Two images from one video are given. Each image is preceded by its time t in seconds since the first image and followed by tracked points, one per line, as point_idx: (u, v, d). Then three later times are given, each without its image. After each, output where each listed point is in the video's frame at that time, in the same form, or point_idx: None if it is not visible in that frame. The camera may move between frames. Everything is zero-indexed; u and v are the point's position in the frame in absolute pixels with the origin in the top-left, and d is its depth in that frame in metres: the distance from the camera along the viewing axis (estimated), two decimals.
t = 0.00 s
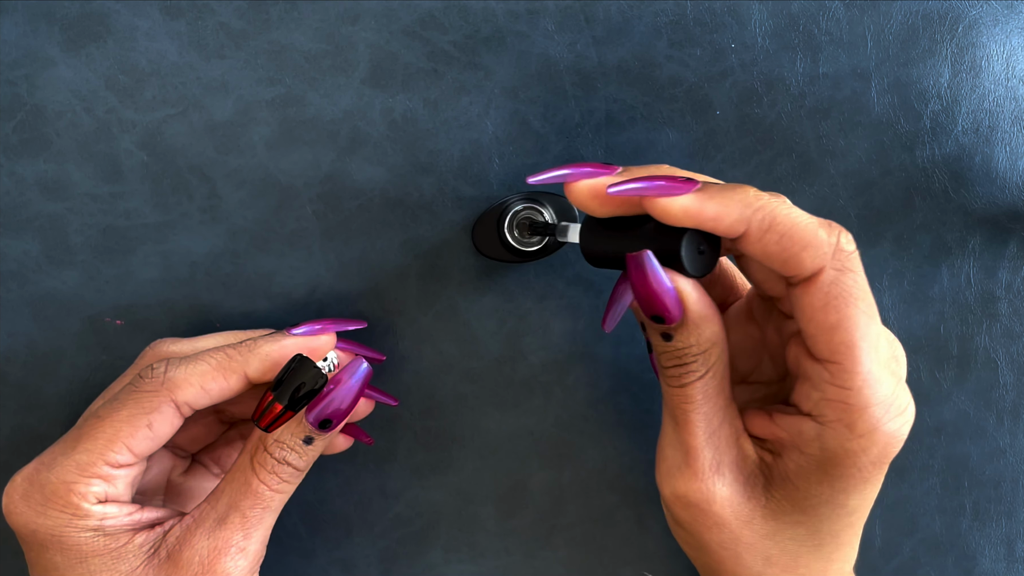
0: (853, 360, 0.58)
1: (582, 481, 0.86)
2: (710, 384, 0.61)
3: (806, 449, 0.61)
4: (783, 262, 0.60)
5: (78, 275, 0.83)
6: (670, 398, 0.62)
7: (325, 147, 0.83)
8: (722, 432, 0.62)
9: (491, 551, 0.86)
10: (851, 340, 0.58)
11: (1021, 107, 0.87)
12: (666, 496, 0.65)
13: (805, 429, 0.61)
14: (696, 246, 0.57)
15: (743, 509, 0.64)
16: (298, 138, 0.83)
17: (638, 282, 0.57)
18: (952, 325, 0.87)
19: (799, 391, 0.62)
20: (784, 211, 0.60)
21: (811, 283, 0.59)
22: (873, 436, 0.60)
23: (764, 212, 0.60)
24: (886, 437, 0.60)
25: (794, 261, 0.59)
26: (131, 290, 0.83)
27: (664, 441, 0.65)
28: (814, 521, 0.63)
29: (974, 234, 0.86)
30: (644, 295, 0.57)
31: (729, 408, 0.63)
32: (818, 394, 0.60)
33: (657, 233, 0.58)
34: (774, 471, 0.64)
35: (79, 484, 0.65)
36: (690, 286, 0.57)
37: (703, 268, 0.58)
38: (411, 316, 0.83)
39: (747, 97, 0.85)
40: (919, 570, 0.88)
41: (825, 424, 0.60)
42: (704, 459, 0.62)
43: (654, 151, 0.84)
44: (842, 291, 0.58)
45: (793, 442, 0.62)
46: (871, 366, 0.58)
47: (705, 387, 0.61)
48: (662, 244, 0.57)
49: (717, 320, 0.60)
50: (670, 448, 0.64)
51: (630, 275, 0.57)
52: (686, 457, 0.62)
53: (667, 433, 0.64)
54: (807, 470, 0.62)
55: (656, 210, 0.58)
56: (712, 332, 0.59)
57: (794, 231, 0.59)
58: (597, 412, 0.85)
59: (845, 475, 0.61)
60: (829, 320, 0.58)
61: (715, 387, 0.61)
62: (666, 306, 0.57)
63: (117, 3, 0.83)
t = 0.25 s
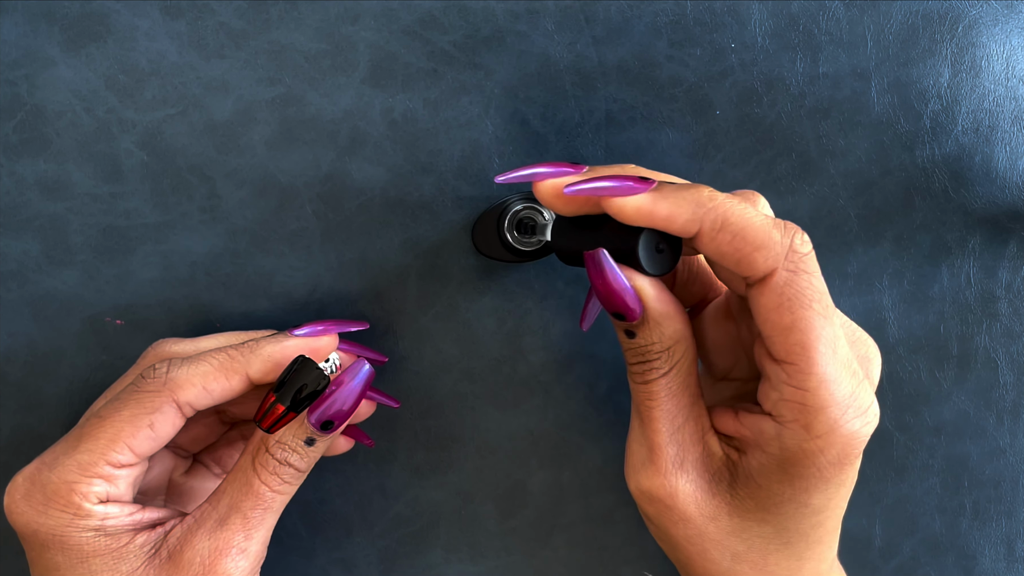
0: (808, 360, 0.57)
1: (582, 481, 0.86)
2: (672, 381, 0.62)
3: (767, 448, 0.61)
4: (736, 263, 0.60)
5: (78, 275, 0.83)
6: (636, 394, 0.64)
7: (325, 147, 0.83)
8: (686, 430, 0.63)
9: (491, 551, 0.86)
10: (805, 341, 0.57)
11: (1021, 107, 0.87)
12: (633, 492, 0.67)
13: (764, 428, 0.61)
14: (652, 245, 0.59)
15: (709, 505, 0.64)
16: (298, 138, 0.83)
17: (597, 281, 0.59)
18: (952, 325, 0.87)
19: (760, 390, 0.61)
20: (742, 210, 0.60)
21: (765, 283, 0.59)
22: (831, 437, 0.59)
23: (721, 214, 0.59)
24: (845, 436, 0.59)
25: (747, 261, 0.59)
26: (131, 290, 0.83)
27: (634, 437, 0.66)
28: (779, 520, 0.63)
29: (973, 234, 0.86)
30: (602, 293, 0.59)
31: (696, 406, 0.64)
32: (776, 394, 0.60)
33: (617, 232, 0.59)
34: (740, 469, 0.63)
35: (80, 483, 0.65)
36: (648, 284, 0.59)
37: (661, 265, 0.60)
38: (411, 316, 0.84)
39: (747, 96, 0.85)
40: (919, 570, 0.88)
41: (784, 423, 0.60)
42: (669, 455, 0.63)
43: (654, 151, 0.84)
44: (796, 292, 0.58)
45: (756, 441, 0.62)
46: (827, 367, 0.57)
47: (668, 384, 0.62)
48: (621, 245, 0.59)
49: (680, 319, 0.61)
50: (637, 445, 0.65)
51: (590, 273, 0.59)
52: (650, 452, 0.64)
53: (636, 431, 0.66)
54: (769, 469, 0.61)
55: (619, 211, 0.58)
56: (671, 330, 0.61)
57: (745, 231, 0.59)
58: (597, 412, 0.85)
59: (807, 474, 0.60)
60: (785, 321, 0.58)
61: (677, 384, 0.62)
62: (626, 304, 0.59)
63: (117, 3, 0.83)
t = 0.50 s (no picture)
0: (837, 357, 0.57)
1: (582, 481, 0.86)
2: (697, 379, 0.62)
3: (793, 445, 0.61)
4: (766, 258, 0.59)
5: (78, 275, 0.83)
6: (659, 391, 0.63)
7: (325, 147, 0.83)
8: (710, 427, 0.63)
9: (491, 551, 0.86)
10: (838, 338, 0.56)
11: (1021, 107, 0.87)
12: (655, 491, 0.66)
13: (790, 426, 0.61)
14: (683, 239, 0.57)
15: (730, 502, 0.64)
16: (298, 138, 0.83)
17: (627, 277, 0.57)
18: (952, 325, 0.87)
19: (788, 387, 0.61)
20: (775, 205, 0.59)
21: (795, 279, 0.58)
22: (858, 435, 0.59)
23: (752, 209, 0.59)
24: (872, 434, 0.59)
25: (777, 257, 0.58)
26: (131, 290, 0.83)
27: (654, 434, 0.66)
28: (802, 518, 0.63)
29: (974, 234, 0.86)
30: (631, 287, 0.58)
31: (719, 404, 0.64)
32: (803, 392, 0.59)
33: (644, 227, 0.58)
34: (761, 466, 0.63)
35: (78, 483, 0.65)
36: (676, 280, 0.58)
37: (692, 261, 0.59)
38: (411, 316, 0.84)
39: (747, 96, 0.85)
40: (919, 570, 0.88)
41: (810, 420, 0.59)
42: (691, 453, 0.63)
43: (654, 151, 0.84)
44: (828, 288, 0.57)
45: (780, 439, 0.62)
46: (857, 365, 0.57)
47: (693, 381, 0.62)
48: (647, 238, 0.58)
49: (706, 315, 0.61)
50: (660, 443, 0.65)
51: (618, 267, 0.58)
52: (674, 450, 0.63)
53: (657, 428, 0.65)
54: (794, 466, 0.61)
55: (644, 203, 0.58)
56: (699, 327, 0.60)
57: (776, 226, 0.58)
58: (597, 412, 0.85)
59: (832, 472, 0.60)
60: (818, 318, 0.57)
61: (702, 381, 0.62)
62: (654, 300, 0.58)
63: (117, 3, 0.83)
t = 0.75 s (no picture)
0: (865, 361, 0.58)
1: (582, 481, 0.86)
2: (723, 383, 0.60)
3: (820, 450, 0.62)
4: (803, 261, 0.61)
5: (78, 275, 0.83)
6: (682, 397, 0.61)
7: (325, 147, 0.83)
8: (736, 432, 0.62)
9: (491, 551, 0.86)
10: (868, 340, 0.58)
11: (1021, 107, 0.87)
12: (679, 497, 0.65)
13: (819, 430, 0.61)
14: (713, 244, 0.58)
15: (754, 508, 0.63)
16: (298, 138, 0.83)
17: (656, 279, 0.56)
18: (951, 325, 0.87)
19: (814, 392, 0.62)
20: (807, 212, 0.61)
21: (829, 283, 0.60)
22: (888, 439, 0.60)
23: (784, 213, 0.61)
24: (903, 439, 0.60)
25: (813, 260, 0.61)
26: (131, 290, 0.84)
27: (676, 440, 0.64)
28: (825, 522, 0.63)
29: (973, 234, 0.86)
30: (660, 290, 0.57)
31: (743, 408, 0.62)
32: (834, 396, 0.60)
33: (677, 229, 0.59)
34: (784, 472, 0.64)
35: (62, 477, 0.66)
36: (706, 283, 0.57)
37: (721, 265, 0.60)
38: (411, 315, 0.84)
39: (747, 96, 0.85)
40: (919, 570, 0.88)
41: (840, 425, 0.60)
42: (716, 459, 0.62)
43: (654, 151, 0.84)
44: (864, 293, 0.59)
45: (806, 444, 0.62)
46: (886, 367, 0.58)
47: (719, 386, 0.60)
48: (681, 240, 0.59)
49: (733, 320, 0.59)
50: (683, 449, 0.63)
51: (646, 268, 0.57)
52: (699, 457, 0.62)
53: (680, 434, 0.63)
54: (819, 471, 0.62)
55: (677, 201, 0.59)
56: (725, 331, 0.58)
57: (812, 229, 0.60)
58: (597, 412, 0.85)
59: (860, 477, 0.61)
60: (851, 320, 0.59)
61: (727, 386, 0.60)
62: (683, 302, 0.56)
63: (117, 3, 0.83)
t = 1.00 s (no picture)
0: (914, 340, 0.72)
1: (582, 481, 0.86)
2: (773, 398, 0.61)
3: (882, 431, 0.69)
4: (838, 257, 0.71)
5: (78, 275, 0.83)
6: (742, 422, 0.61)
7: (324, 147, 0.83)
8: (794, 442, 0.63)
9: (491, 551, 0.86)
10: (908, 323, 0.72)
11: (1021, 107, 0.87)
12: (763, 523, 0.64)
13: (889, 412, 0.70)
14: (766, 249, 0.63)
15: (840, 511, 0.65)
16: (297, 137, 0.83)
17: (691, 301, 0.60)
18: (951, 325, 0.87)
19: (878, 382, 0.73)
20: (814, 211, 0.69)
21: (871, 275, 0.72)
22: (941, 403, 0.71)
23: (796, 211, 0.68)
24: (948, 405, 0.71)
25: (852, 255, 0.71)
26: (131, 290, 0.83)
27: (747, 472, 0.63)
28: (882, 507, 0.67)
29: (973, 234, 0.86)
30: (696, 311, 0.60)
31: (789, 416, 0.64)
32: (896, 376, 0.72)
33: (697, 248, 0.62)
34: (850, 465, 0.67)
35: (74, 475, 0.66)
36: (740, 299, 0.60)
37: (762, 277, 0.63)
38: (411, 315, 0.84)
39: (747, 96, 0.84)
40: (919, 570, 0.88)
41: (909, 399, 0.70)
42: (794, 471, 0.62)
43: (654, 151, 0.84)
44: (881, 283, 0.72)
45: (872, 428, 0.69)
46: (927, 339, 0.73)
47: (771, 402, 0.61)
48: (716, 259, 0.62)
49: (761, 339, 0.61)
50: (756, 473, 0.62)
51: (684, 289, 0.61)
52: (778, 474, 0.62)
53: (746, 459, 0.62)
54: (898, 448, 0.68)
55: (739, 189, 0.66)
56: (761, 347, 0.60)
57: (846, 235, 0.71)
58: (597, 412, 0.85)
59: (929, 447, 0.70)
60: (884, 311, 0.72)
61: (777, 397, 0.62)
62: (720, 323, 0.59)
63: (117, 3, 0.83)
